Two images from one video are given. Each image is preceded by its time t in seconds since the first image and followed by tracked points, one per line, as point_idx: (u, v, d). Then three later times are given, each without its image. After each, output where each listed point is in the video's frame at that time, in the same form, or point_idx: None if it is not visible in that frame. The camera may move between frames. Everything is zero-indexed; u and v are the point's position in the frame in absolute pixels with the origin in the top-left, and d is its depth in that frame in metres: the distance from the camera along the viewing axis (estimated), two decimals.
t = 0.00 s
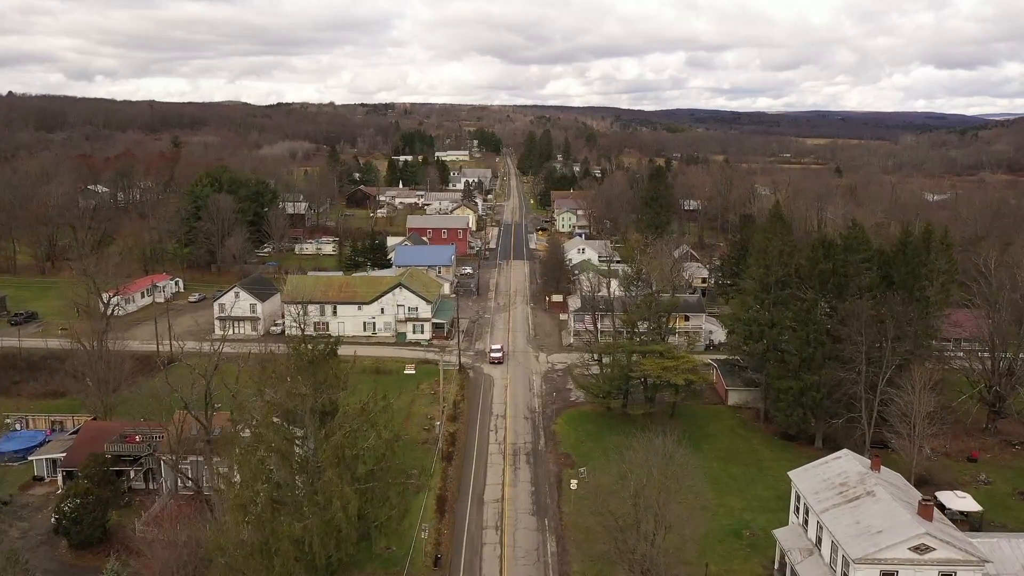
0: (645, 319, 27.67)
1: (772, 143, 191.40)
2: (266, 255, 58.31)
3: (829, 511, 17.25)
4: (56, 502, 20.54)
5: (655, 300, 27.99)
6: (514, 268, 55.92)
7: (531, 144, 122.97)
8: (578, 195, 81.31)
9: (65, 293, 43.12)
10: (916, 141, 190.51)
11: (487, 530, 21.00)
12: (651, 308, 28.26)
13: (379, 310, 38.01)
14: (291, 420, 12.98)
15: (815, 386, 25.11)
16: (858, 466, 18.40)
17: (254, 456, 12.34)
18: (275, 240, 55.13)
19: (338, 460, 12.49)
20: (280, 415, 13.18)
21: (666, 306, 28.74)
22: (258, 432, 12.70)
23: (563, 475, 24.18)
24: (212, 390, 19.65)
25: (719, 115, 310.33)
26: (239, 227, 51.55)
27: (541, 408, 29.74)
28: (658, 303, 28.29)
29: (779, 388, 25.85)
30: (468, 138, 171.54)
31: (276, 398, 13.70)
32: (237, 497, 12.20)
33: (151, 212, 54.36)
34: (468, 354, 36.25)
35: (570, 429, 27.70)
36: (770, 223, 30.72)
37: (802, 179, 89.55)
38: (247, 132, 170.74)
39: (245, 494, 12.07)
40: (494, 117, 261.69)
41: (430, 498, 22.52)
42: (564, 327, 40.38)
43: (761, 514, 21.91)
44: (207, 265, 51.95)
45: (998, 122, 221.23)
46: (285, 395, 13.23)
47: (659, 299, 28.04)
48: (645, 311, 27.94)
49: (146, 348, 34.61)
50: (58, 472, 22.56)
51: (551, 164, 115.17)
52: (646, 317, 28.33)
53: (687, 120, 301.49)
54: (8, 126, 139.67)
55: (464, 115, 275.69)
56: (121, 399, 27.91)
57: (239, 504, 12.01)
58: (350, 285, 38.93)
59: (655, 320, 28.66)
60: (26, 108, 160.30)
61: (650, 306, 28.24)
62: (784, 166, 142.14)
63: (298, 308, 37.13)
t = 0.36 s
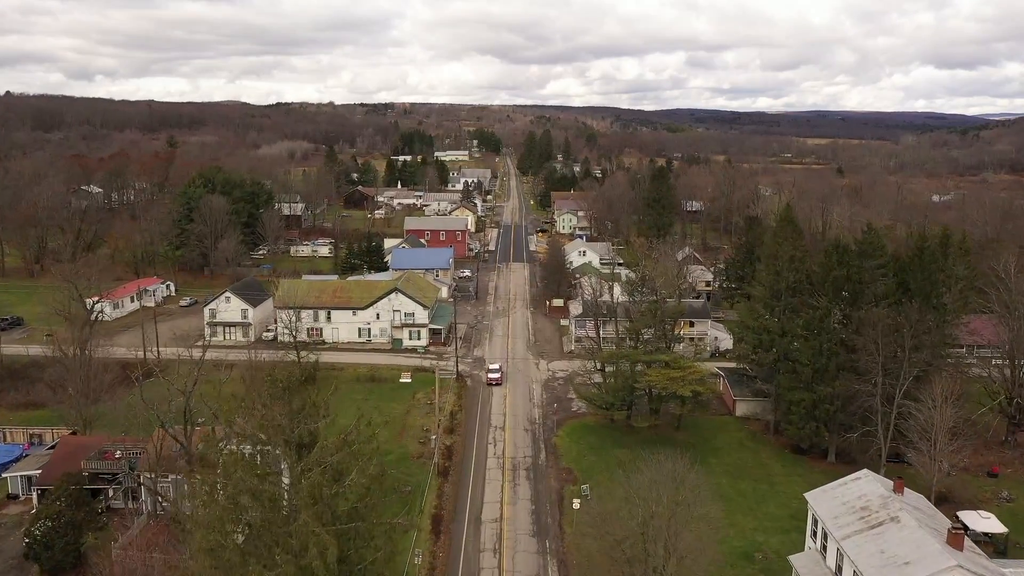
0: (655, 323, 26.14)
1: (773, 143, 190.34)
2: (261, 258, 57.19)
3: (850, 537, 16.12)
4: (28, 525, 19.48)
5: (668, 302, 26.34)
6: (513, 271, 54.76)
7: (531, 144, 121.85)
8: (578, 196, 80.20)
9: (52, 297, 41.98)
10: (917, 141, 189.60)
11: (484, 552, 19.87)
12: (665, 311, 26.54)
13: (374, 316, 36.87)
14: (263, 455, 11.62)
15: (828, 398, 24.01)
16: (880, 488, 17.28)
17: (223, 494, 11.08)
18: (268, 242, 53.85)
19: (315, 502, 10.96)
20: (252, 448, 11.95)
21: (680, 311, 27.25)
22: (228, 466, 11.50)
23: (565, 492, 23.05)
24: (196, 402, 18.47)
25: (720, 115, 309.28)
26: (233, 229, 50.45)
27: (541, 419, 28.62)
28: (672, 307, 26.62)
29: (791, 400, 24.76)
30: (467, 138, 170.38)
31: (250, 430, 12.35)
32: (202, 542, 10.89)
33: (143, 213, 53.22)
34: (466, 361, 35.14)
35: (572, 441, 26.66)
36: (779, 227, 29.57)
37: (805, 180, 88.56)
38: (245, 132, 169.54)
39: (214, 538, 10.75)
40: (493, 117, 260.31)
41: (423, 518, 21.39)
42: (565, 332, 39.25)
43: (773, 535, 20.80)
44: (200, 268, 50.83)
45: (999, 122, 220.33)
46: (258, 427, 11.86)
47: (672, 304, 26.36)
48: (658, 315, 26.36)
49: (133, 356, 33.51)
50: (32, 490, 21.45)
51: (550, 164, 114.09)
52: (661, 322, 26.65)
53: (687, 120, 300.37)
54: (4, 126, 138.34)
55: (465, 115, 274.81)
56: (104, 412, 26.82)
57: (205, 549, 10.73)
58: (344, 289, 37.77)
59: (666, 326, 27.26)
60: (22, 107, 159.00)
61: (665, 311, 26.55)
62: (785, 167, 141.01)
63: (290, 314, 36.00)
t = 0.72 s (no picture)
0: (661, 332, 24.98)
1: (775, 143, 189.18)
2: (256, 260, 56.03)
3: (875, 569, 14.96)
4: None
5: (674, 310, 25.18)
6: (513, 274, 53.60)
7: (531, 144, 120.74)
8: (579, 197, 79.06)
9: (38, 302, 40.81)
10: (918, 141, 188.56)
11: None
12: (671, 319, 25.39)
13: (369, 322, 35.73)
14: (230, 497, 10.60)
15: (844, 411, 22.86)
16: (905, 515, 16.15)
17: (183, 543, 10.05)
18: (263, 244, 52.74)
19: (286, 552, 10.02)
20: (217, 490, 10.90)
21: (686, 319, 26.07)
22: (190, 511, 10.46)
23: (567, 512, 21.89)
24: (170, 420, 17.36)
25: (720, 115, 308.11)
26: (226, 231, 49.43)
27: (542, 431, 27.48)
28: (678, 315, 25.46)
29: (804, 414, 23.63)
30: (467, 138, 169.29)
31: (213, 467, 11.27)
32: None
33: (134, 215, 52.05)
34: (464, 368, 33.97)
35: (574, 455, 25.48)
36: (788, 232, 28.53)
37: (808, 180, 87.53)
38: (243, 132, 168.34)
39: None
40: (494, 117, 259.25)
41: (417, 542, 20.25)
42: (566, 338, 38.11)
43: (788, 558, 19.64)
44: (192, 271, 49.67)
45: (1001, 122, 219.29)
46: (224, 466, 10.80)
47: (679, 311, 25.20)
48: (665, 322, 25.17)
49: (119, 364, 32.41)
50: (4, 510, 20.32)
51: (551, 164, 112.99)
52: (667, 330, 25.48)
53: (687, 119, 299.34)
54: None
55: (465, 115, 273.70)
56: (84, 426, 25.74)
57: None
58: (339, 294, 36.62)
59: (672, 334, 26.08)
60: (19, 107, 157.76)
61: (671, 318, 25.38)
62: (787, 167, 139.88)
63: (283, 320, 34.86)
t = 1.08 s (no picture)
0: (669, 341, 23.86)
1: (776, 143, 188.19)
2: (250, 263, 54.89)
3: None
4: None
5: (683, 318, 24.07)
6: (513, 277, 52.46)
7: (531, 144, 119.69)
8: (580, 198, 77.95)
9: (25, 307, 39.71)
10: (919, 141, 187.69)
11: None
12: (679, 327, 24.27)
13: (364, 328, 34.62)
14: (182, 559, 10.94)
15: (861, 426, 21.70)
16: (935, 544, 15.09)
17: None
18: (257, 247, 51.65)
19: None
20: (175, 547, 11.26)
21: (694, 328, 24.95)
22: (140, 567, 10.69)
23: (569, 533, 20.76)
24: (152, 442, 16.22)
25: (721, 114, 307.29)
26: (219, 233, 48.53)
27: (543, 444, 26.36)
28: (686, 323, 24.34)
29: (818, 428, 22.50)
30: (467, 138, 168.16)
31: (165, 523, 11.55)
32: None
33: (125, 217, 50.92)
34: (462, 377, 32.83)
35: (576, 470, 24.37)
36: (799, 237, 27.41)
37: (810, 180, 86.58)
38: (241, 133, 167.24)
39: None
40: (493, 117, 258.21)
41: (411, 567, 19.16)
42: (567, 345, 37.00)
43: None
44: (184, 274, 48.59)
45: (1002, 122, 218.45)
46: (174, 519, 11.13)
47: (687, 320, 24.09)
48: (673, 331, 24.04)
49: (105, 375, 31.35)
50: None
51: (551, 164, 111.96)
52: (675, 339, 24.34)
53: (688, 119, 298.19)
54: None
55: (464, 115, 272.66)
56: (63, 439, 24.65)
57: None
58: (333, 300, 35.50)
59: (680, 343, 24.93)
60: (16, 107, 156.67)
61: (679, 327, 24.23)
62: (788, 167, 138.81)
63: (275, 326, 33.77)
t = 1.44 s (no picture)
0: (677, 351, 22.76)
1: (777, 143, 187.13)
2: (244, 266, 53.69)
3: None
4: None
5: (692, 327, 22.96)
6: (513, 281, 51.27)
7: (530, 145, 118.58)
8: (580, 199, 76.84)
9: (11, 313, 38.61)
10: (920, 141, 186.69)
11: None
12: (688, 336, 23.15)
13: (359, 336, 33.49)
14: None
15: (881, 443, 20.54)
16: None
17: None
18: (251, 250, 50.49)
19: None
20: None
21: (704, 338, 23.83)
22: None
23: (572, 557, 19.62)
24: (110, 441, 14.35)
25: (721, 114, 306.25)
26: (212, 236, 47.43)
27: (544, 459, 25.22)
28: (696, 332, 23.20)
29: (834, 444, 21.35)
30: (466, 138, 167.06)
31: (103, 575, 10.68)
32: None
33: (117, 220, 49.84)
34: (460, 386, 31.67)
35: (579, 487, 23.23)
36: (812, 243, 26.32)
37: (813, 181, 85.55)
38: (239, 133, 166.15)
39: None
40: (493, 117, 256.96)
41: None
42: (569, 352, 35.88)
43: None
44: (177, 278, 47.49)
45: (1002, 122, 217.57)
46: None
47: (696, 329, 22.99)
48: (682, 340, 22.93)
49: (89, 383, 30.25)
50: None
51: (551, 165, 110.88)
52: (685, 349, 23.18)
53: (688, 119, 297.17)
54: None
55: (464, 115, 271.75)
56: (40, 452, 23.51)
57: None
58: (327, 306, 34.35)
59: (691, 352, 23.74)
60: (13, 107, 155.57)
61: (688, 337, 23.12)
62: (790, 168, 137.70)
63: (267, 333, 32.64)
